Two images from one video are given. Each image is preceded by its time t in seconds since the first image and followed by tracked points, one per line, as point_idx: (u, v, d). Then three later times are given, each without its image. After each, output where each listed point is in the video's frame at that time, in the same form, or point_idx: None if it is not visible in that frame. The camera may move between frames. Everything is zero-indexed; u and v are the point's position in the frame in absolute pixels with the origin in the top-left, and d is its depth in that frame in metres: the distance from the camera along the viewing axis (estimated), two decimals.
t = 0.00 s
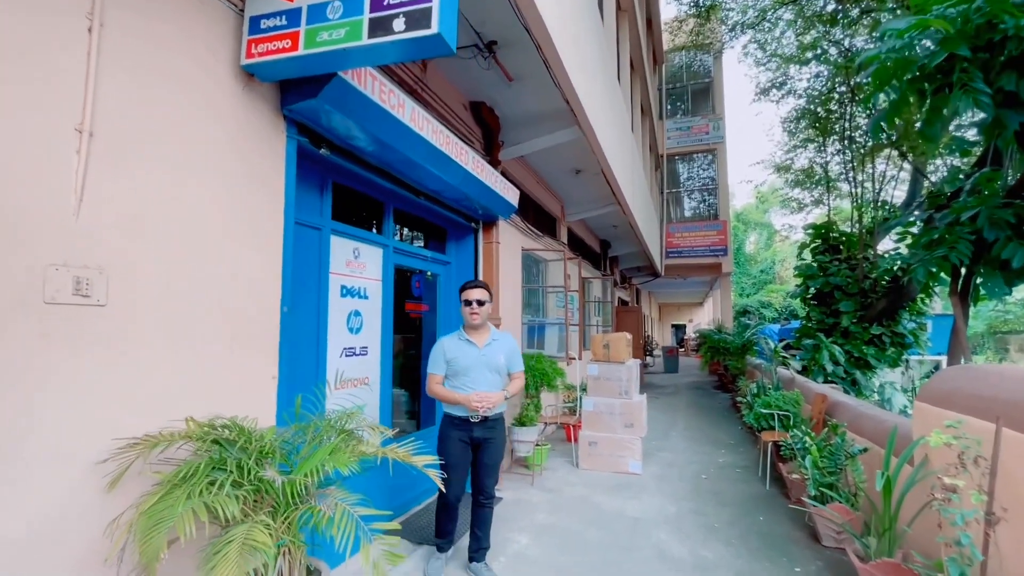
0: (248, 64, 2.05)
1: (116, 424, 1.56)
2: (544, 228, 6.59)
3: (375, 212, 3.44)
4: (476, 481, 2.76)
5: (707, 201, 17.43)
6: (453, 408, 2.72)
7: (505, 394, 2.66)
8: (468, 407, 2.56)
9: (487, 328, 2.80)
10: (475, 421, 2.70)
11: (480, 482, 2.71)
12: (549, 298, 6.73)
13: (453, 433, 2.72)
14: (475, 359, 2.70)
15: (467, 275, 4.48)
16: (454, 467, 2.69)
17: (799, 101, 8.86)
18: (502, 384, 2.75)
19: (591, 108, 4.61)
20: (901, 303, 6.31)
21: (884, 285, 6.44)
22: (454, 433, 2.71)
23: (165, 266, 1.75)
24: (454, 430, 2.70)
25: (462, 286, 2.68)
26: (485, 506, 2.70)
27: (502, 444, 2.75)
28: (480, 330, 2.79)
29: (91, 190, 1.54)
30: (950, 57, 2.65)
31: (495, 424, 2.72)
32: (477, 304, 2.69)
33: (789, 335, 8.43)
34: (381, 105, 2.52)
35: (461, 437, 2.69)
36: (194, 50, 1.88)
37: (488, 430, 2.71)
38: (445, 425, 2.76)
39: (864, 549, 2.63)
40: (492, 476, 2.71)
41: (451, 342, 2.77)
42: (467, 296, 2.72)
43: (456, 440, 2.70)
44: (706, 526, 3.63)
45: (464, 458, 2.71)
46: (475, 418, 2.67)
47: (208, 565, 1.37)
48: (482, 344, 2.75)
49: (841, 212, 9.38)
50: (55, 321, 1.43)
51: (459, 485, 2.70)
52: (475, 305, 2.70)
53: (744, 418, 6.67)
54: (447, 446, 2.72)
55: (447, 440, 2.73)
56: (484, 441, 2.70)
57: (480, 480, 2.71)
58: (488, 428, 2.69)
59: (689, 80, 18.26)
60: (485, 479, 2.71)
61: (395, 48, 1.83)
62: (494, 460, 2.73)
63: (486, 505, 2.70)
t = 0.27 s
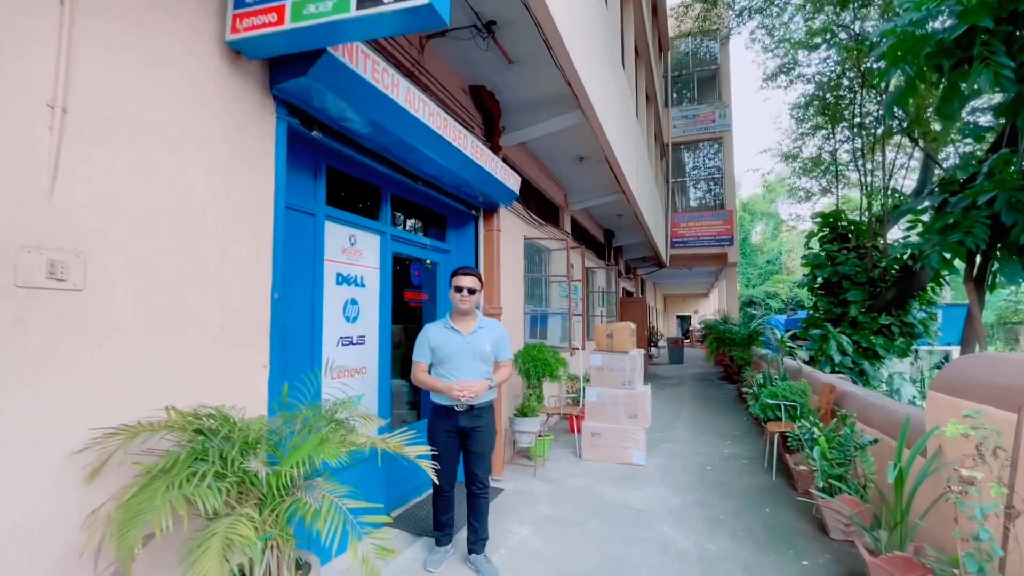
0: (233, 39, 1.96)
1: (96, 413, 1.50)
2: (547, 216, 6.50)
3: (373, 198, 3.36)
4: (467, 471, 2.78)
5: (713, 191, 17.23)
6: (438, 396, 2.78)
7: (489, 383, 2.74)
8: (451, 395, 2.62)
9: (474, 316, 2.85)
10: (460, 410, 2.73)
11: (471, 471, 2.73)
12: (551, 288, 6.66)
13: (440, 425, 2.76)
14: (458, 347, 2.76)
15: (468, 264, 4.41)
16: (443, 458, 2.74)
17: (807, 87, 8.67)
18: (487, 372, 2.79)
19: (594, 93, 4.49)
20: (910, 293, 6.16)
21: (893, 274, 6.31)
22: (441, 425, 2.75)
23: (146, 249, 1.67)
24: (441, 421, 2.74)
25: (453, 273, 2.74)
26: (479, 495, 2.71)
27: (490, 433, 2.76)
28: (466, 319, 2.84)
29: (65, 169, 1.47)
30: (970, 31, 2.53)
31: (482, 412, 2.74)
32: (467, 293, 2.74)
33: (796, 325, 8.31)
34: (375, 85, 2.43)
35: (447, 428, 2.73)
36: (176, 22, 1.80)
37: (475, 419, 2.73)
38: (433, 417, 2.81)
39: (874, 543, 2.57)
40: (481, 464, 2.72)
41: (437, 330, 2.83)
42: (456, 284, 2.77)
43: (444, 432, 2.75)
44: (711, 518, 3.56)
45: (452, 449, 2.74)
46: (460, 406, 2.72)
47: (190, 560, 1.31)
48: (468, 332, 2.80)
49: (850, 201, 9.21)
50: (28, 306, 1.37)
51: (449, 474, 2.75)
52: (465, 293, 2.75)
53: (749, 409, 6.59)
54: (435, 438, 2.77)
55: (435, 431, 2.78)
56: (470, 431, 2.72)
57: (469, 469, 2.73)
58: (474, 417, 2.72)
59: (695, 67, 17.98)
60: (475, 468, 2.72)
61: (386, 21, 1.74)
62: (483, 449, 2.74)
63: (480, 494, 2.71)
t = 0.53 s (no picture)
0: (211, 7, 1.83)
1: (66, 402, 1.41)
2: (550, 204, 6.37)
3: (369, 182, 3.25)
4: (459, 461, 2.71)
5: (719, 179, 16.98)
6: (426, 385, 2.74)
7: (476, 372, 2.65)
8: (435, 383, 2.57)
9: (463, 304, 2.79)
10: (447, 399, 2.67)
11: (461, 461, 2.68)
12: (555, 277, 6.54)
13: (428, 413, 2.72)
14: (445, 336, 2.71)
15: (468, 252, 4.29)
16: (432, 448, 2.69)
17: (817, 72, 8.46)
18: (474, 361, 2.72)
19: (598, 75, 4.34)
20: (922, 281, 6.00)
21: (905, 263, 6.15)
22: (428, 414, 2.71)
23: (119, 230, 1.57)
24: (429, 410, 2.70)
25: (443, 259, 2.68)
26: (473, 487, 2.65)
27: (480, 423, 2.70)
28: (456, 307, 2.78)
29: (28, 141, 1.36)
30: None
31: (469, 402, 2.68)
32: (457, 279, 2.67)
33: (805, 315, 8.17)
34: (366, 58, 2.30)
35: (435, 417, 2.68)
36: None
37: (462, 408, 2.67)
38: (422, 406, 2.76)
39: (891, 539, 2.47)
40: (472, 455, 2.66)
41: (425, 317, 2.78)
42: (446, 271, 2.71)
43: (432, 421, 2.70)
44: (719, 512, 3.47)
45: (440, 438, 2.70)
46: (447, 396, 2.66)
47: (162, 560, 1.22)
48: (456, 320, 2.75)
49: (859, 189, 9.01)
50: None
51: (439, 464, 2.70)
52: (454, 279, 2.68)
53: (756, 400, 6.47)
54: (424, 427, 2.72)
55: (424, 420, 2.73)
56: (458, 421, 2.66)
57: (461, 460, 2.67)
58: (461, 406, 2.66)
59: (702, 53, 17.64)
60: (467, 458, 2.66)
61: None
62: (474, 439, 2.68)
63: (474, 485, 2.65)
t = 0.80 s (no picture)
0: None
1: (22, 398, 1.29)
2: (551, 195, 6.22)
3: (361, 167, 3.12)
4: (451, 458, 2.60)
5: (723, 172, 16.77)
6: (415, 379, 2.63)
7: (466, 366, 2.55)
8: (423, 378, 2.48)
9: (454, 294, 2.68)
10: (436, 393, 2.56)
11: (453, 458, 2.57)
12: (556, 270, 6.41)
13: (418, 408, 2.60)
14: (435, 328, 2.59)
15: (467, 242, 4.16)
16: (422, 444, 2.58)
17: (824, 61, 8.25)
18: (465, 354, 2.62)
19: (602, 59, 4.18)
20: (933, 273, 5.85)
21: (915, 254, 5.99)
22: (418, 409, 2.60)
23: (81, 211, 1.44)
24: (418, 404, 2.59)
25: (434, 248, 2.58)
26: (467, 484, 2.53)
27: (471, 417, 2.59)
28: (446, 298, 2.67)
29: None
30: None
31: (460, 397, 2.57)
32: (447, 269, 2.57)
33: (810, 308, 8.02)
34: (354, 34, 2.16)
35: (425, 411, 2.57)
36: None
37: (453, 402, 2.56)
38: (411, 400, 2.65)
39: (909, 541, 2.34)
40: (464, 450, 2.56)
41: (414, 308, 2.66)
42: (435, 260, 2.60)
43: (422, 415, 2.59)
44: (725, 510, 3.35)
45: (431, 434, 2.59)
46: (436, 390, 2.55)
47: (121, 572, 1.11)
48: (446, 312, 2.64)
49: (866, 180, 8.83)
50: None
51: (430, 461, 2.58)
52: (444, 269, 2.58)
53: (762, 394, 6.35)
54: (414, 423, 2.61)
55: (413, 415, 2.62)
56: (449, 415, 2.55)
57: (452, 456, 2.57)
58: (452, 401, 2.55)
59: (706, 43, 17.38)
60: (459, 454, 2.55)
61: None
62: (467, 434, 2.57)
63: (468, 482, 2.54)
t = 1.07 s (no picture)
0: None
1: None
2: (557, 185, 6.12)
3: (361, 156, 3.03)
4: (451, 452, 2.53)
5: (732, 162, 16.52)
6: (413, 372, 2.56)
7: (466, 358, 2.50)
8: (423, 370, 2.42)
9: (452, 285, 2.61)
10: (436, 387, 2.49)
11: (454, 452, 2.50)
12: (562, 261, 6.32)
13: (417, 402, 2.53)
14: (433, 319, 2.53)
15: (470, 233, 4.07)
16: (423, 439, 2.51)
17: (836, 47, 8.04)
18: (464, 346, 2.56)
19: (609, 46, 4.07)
20: (949, 263, 5.69)
21: (930, 244, 5.84)
22: (417, 403, 2.52)
23: (58, 197, 1.37)
24: (417, 398, 2.51)
25: (428, 238, 2.51)
26: (469, 478, 2.47)
27: (471, 411, 2.52)
28: (443, 288, 2.59)
29: None
30: None
31: (460, 389, 2.51)
32: (442, 259, 2.49)
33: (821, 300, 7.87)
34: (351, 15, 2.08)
35: (425, 405, 2.50)
36: None
37: (453, 396, 2.49)
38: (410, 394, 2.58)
39: (928, 541, 2.24)
40: (464, 444, 2.50)
41: (411, 300, 2.59)
42: (430, 251, 2.52)
43: (421, 409, 2.52)
44: (735, 506, 3.27)
45: (431, 428, 2.52)
46: (436, 383, 2.48)
47: None
48: (444, 303, 2.57)
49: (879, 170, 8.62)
50: None
51: (431, 455, 2.52)
52: (440, 259, 2.49)
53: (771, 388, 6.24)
54: (413, 417, 2.54)
55: (412, 410, 2.55)
56: (449, 409, 2.48)
57: (452, 451, 2.50)
58: (452, 394, 2.48)
59: (715, 31, 17.07)
60: (458, 448, 2.49)
61: None
62: (467, 428, 2.51)
63: (470, 477, 2.48)
